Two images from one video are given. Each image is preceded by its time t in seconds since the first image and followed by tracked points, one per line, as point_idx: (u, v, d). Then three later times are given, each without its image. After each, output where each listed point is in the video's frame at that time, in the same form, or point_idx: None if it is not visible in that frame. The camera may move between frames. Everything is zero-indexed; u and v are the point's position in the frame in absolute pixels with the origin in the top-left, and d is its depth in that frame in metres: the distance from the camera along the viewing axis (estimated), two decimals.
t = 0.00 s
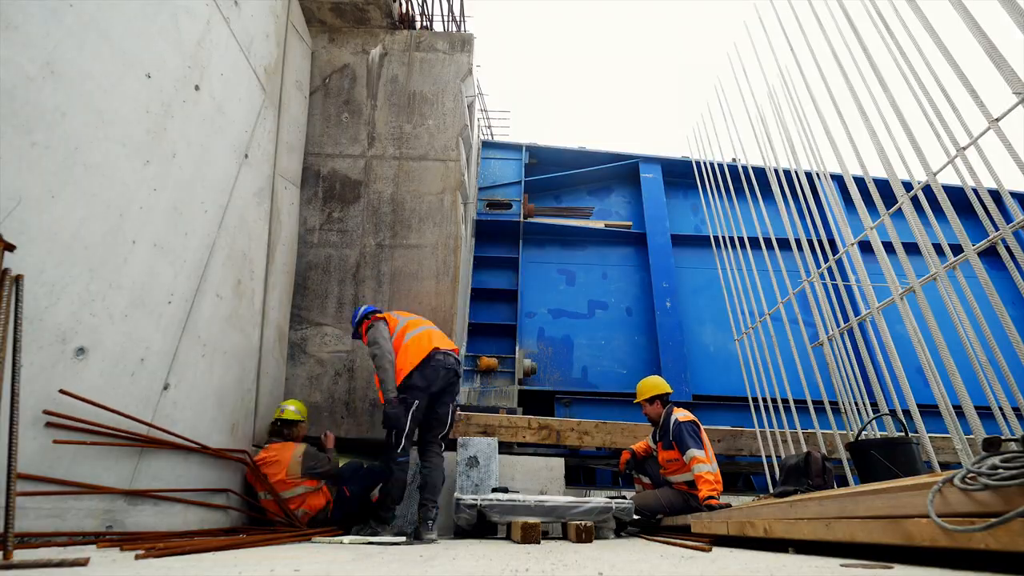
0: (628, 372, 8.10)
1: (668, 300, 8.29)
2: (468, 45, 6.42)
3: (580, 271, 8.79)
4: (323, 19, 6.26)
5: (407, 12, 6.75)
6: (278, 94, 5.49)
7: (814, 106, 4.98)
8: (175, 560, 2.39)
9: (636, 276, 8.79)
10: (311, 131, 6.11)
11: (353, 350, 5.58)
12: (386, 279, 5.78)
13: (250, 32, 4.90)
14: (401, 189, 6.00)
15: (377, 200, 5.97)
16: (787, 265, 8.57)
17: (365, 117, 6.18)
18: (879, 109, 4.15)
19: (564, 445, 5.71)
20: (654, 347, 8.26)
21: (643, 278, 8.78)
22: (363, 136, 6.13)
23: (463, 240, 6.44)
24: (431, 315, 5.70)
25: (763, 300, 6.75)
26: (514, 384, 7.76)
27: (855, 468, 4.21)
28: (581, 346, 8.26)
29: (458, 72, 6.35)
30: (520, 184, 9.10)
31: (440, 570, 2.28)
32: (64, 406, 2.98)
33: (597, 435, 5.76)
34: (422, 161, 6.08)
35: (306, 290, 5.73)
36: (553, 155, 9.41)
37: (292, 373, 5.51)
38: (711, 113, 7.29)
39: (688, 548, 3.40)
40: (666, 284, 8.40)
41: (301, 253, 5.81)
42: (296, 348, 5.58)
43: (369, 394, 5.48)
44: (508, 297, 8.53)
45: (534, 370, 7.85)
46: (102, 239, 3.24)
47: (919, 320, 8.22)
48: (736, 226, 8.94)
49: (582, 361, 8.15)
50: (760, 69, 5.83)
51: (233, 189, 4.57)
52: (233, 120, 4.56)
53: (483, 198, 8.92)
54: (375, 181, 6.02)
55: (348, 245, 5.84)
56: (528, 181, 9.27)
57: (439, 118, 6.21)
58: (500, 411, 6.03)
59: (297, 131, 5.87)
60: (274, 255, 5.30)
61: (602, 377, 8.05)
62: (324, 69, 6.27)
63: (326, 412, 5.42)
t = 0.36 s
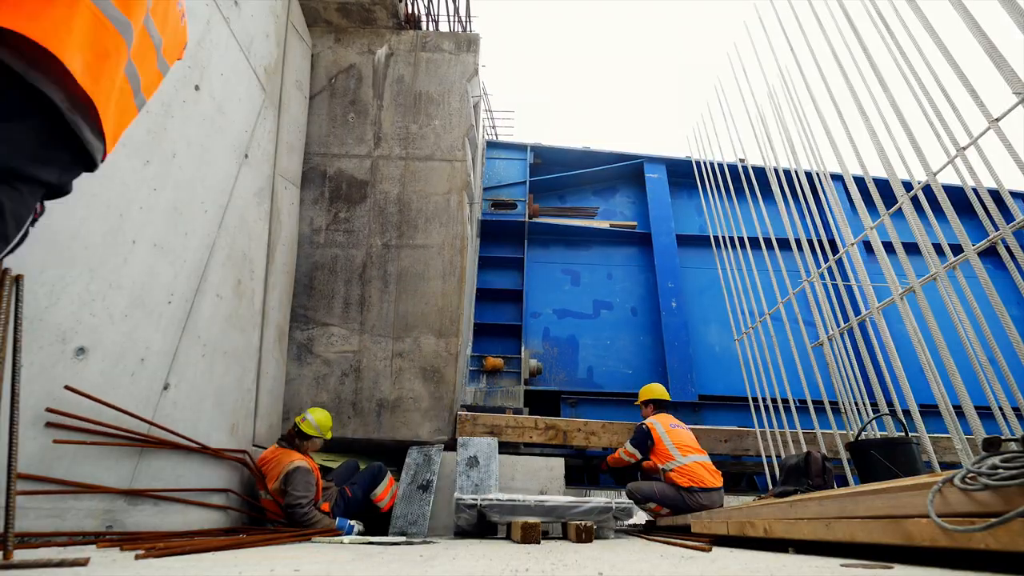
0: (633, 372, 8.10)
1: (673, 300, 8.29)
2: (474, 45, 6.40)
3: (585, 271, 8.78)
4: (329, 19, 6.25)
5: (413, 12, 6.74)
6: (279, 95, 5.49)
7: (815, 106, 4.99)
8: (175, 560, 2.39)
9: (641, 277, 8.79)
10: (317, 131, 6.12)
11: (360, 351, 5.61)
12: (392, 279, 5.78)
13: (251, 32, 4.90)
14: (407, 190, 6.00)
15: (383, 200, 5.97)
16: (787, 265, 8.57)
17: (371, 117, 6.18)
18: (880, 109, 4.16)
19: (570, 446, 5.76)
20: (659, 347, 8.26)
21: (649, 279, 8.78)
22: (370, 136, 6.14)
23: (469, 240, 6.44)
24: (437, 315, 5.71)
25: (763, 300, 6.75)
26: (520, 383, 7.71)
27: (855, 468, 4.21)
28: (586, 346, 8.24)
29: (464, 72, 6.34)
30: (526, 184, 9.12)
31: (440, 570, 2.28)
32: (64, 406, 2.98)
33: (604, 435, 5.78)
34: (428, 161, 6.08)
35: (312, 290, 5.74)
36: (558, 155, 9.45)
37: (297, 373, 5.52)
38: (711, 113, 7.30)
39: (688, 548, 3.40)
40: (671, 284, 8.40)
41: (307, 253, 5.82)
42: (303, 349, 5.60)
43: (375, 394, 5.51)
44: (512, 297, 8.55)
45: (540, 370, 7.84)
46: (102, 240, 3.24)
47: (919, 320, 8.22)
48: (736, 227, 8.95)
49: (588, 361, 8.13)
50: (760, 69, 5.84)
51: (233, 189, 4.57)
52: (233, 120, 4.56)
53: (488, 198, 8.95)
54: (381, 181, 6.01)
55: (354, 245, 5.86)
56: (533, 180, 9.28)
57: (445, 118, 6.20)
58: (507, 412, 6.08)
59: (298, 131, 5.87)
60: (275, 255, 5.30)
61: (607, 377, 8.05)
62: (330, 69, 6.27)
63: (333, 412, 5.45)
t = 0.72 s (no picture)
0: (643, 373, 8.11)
1: (683, 300, 8.29)
2: (485, 46, 6.36)
3: (595, 272, 8.77)
4: (339, 19, 6.25)
5: (423, 12, 6.74)
6: (278, 94, 5.49)
7: (815, 106, 4.99)
8: (175, 560, 2.39)
9: (650, 277, 8.80)
10: (327, 131, 6.11)
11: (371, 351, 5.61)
12: (403, 279, 5.79)
13: (251, 32, 4.90)
14: (418, 190, 6.01)
15: (394, 201, 5.98)
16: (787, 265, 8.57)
17: (381, 117, 6.17)
18: (879, 109, 4.16)
19: (581, 446, 5.79)
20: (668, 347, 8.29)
21: (657, 279, 8.78)
22: (380, 136, 6.13)
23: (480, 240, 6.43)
24: (448, 315, 5.73)
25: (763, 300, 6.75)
26: (530, 384, 7.71)
27: (855, 468, 4.21)
28: (595, 346, 8.25)
29: (474, 72, 6.33)
30: (535, 184, 9.07)
31: (439, 570, 2.28)
32: (65, 406, 2.98)
33: (615, 435, 5.82)
34: (439, 161, 6.08)
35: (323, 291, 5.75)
36: (566, 155, 9.42)
37: (309, 373, 5.54)
38: (711, 113, 7.31)
39: (688, 548, 3.40)
40: (680, 284, 8.38)
41: (318, 253, 5.82)
42: (314, 349, 5.60)
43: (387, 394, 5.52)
44: (521, 297, 8.53)
45: (549, 371, 7.85)
46: (102, 239, 3.24)
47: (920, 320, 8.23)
48: (736, 227, 8.94)
49: (597, 361, 8.14)
50: (760, 69, 5.83)
51: (233, 190, 4.57)
52: (233, 120, 4.56)
53: (496, 198, 8.93)
54: (392, 181, 6.02)
55: (365, 245, 5.85)
56: (542, 181, 9.23)
57: (456, 118, 6.20)
58: (518, 412, 6.08)
59: (297, 131, 5.86)
60: (275, 256, 5.30)
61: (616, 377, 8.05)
62: (341, 69, 6.27)
63: (344, 411, 5.49)
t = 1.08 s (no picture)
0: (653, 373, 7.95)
1: (693, 300, 8.09)
2: (495, 46, 6.38)
3: (603, 273, 8.60)
4: (350, 19, 6.28)
5: (434, 13, 6.74)
6: (278, 95, 5.49)
7: (815, 106, 5.00)
8: (175, 560, 2.39)
9: (658, 277, 8.62)
10: (338, 132, 6.12)
11: (383, 351, 5.57)
12: (415, 279, 5.76)
13: (251, 32, 4.90)
14: (429, 191, 5.99)
15: (405, 201, 5.96)
16: (787, 264, 8.57)
17: (392, 117, 6.17)
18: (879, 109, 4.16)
19: (593, 447, 5.73)
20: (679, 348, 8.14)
21: (664, 279, 8.61)
22: (391, 137, 6.13)
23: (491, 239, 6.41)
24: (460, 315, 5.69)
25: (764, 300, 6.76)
26: (541, 384, 7.47)
27: (855, 468, 4.21)
28: (604, 347, 8.12)
29: (485, 72, 6.32)
30: (543, 184, 8.95)
31: (439, 570, 2.28)
32: (65, 406, 2.98)
33: (628, 435, 5.74)
34: (450, 162, 6.06)
35: (333, 291, 5.73)
36: (574, 155, 9.26)
37: (321, 374, 5.51)
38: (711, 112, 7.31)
39: (688, 548, 3.40)
40: (691, 285, 8.20)
41: (329, 253, 5.82)
42: (325, 350, 5.58)
43: (399, 395, 5.47)
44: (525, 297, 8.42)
45: (560, 371, 7.64)
46: (102, 239, 3.24)
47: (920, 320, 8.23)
48: (736, 227, 8.94)
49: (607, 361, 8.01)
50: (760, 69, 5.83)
51: (233, 189, 4.57)
52: (233, 120, 4.56)
53: (505, 198, 8.80)
54: (403, 182, 6.00)
55: (377, 246, 5.84)
56: (551, 181, 9.09)
57: (467, 119, 6.19)
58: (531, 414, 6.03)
59: (297, 131, 5.87)
60: (275, 256, 5.30)
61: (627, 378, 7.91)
62: (351, 69, 6.28)
63: (356, 412, 5.43)
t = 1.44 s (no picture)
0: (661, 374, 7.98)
1: (702, 301, 8.08)
2: (505, 46, 6.37)
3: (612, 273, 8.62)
4: (360, 20, 6.29)
5: (444, 13, 6.73)
6: (278, 95, 5.49)
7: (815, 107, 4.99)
8: (175, 560, 2.39)
9: (667, 278, 8.65)
10: (349, 132, 6.12)
11: (394, 352, 5.59)
12: (426, 280, 5.77)
13: (251, 32, 4.90)
14: (439, 191, 5.99)
15: (416, 202, 5.96)
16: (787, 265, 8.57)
17: (402, 118, 6.17)
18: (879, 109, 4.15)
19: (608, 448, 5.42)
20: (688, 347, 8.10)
21: (674, 279, 8.62)
22: (402, 137, 6.12)
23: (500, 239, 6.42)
24: (471, 316, 5.69)
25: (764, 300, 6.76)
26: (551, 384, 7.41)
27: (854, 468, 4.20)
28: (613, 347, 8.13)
29: (495, 73, 6.31)
30: (551, 184, 8.89)
31: (439, 570, 2.28)
32: (65, 406, 2.98)
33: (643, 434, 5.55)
34: (461, 162, 6.06)
35: (344, 292, 5.73)
36: (582, 156, 9.26)
37: (332, 374, 5.54)
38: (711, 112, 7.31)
39: (689, 547, 3.39)
40: (700, 285, 8.21)
41: (340, 254, 5.82)
42: (336, 350, 5.60)
43: (410, 395, 5.51)
44: (534, 297, 8.35)
45: (570, 372, 7.63)
46: (102, 239, 3.24)
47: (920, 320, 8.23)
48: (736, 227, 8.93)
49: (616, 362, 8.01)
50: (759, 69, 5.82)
51: (233, 190, 4.57)
52: (233, 120, 4.56)
53: (513, 199, 8.75)
54: (413, 182, 6.00)
55: (387, 246, 5.84)
56: (558, 181, 9.07)
57: (477, 119, 6.18)
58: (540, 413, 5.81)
59: (297, 131, 5.87)
60: (275, 256, 5.30)
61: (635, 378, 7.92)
62: (362, 70, 6.28)
63: (367, 413, 5.47)
